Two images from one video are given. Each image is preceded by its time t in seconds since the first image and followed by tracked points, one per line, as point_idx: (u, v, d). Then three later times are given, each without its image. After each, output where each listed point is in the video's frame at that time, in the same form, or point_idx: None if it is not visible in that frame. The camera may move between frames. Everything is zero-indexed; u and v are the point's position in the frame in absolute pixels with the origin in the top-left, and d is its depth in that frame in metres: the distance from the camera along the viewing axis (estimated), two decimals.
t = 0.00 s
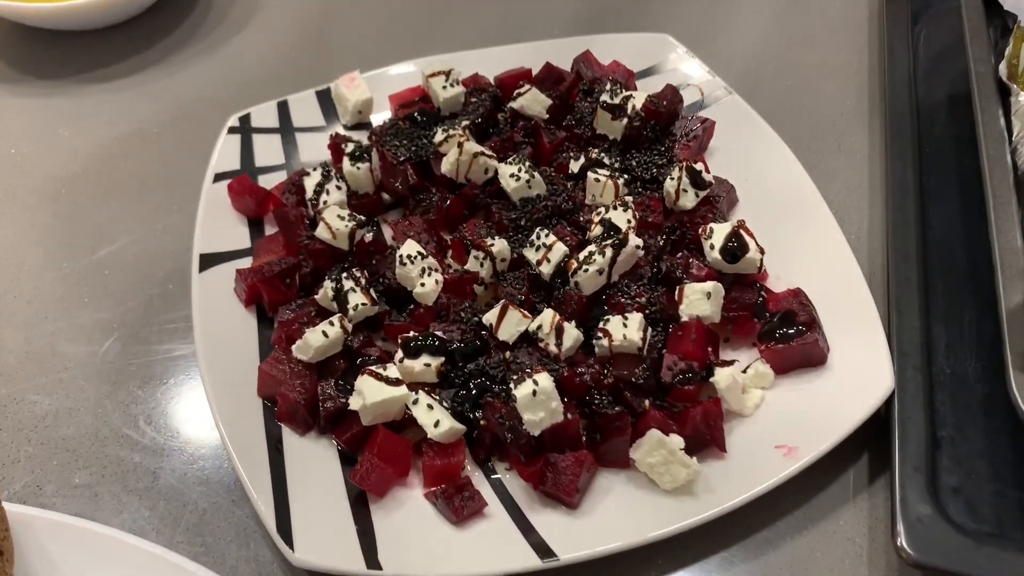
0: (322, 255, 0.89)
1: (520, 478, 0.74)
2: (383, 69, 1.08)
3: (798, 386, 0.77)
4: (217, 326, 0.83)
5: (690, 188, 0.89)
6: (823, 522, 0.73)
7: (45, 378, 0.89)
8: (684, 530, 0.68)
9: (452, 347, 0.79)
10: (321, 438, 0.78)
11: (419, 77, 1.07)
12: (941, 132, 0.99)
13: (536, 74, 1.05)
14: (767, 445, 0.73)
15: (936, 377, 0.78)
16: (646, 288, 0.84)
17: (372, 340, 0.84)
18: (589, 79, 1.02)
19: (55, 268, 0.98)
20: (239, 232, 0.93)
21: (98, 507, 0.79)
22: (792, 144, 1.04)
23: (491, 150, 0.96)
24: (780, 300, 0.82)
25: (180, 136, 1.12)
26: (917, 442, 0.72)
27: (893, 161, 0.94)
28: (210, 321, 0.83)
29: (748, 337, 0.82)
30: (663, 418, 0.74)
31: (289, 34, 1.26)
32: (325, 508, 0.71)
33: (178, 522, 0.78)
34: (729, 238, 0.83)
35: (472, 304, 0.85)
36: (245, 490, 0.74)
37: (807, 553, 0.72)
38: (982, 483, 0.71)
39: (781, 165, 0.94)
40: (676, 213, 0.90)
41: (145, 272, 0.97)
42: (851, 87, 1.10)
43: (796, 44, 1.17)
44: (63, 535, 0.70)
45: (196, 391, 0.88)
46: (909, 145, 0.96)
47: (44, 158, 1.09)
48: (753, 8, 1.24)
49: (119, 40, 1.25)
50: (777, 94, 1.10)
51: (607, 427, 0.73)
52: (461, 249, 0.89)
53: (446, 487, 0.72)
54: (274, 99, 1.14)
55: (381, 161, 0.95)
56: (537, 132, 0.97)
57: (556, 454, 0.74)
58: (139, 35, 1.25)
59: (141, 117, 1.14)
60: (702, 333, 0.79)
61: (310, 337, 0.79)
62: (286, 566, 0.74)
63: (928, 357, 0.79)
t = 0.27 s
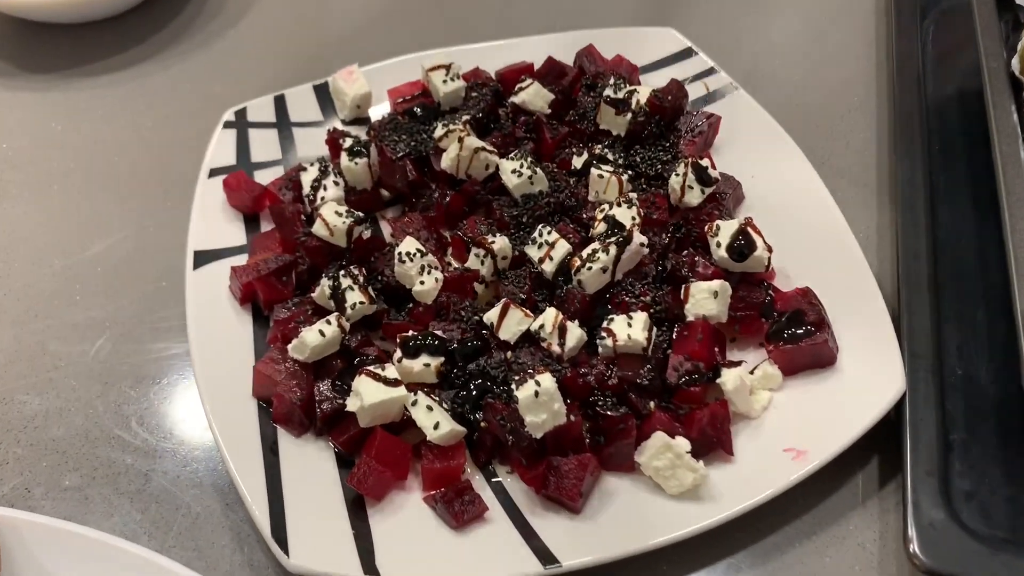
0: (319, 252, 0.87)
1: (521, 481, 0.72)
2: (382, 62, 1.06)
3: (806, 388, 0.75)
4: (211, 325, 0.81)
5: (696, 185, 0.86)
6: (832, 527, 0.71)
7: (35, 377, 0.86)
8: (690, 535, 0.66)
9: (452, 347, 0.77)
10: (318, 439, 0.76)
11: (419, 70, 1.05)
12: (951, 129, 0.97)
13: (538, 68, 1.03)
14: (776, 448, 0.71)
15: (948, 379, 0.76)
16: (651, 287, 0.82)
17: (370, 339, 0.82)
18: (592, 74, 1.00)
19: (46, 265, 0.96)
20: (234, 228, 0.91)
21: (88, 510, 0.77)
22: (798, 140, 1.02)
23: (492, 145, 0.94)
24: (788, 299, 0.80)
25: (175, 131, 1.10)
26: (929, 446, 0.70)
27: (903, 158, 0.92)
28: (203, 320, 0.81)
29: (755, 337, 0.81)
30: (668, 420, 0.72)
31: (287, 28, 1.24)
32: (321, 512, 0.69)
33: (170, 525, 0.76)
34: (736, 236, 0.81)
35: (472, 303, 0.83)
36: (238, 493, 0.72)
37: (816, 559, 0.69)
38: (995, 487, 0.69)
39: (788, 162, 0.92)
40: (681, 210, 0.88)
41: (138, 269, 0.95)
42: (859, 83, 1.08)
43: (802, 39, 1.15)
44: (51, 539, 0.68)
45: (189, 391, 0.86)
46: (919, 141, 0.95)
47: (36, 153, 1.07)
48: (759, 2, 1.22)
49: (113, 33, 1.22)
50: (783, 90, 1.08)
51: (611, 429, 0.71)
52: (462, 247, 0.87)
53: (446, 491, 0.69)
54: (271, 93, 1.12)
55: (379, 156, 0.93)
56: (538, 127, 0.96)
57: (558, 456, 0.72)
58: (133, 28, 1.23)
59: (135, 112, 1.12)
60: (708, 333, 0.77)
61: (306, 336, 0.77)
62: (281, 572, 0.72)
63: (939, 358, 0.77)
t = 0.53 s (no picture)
0: (312, 249, 0.85)
1: (520, 485, 0.70)
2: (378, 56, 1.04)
3: (814, 390, 0.73)
4: (201, 323, 0.79)
5: (700, 181, 0.84)
6: (841, 533, 0.69)
7: (20, 376, 0.84)
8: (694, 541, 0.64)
9: (449, 346, 0.75)
10: (309, 441, 0.73)
11: (416, 64, 1.03)
12: (960, 125, 0.95)
13: (538, 62, 1.01)
14: (783, 451, 0.69)
15: (961, 380, 0.74)
16: (654, 285, 0.80)
17: (365, 338, 0.79)
18: (594, 68, 0.98)
19: (33, 262, 0.93)
20: (225, 224, 0.88)
21: (73, 514, 0.74)
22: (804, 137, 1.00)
23: (491, 140, 0.92)
24: (795, 298, 0.77)
25: (167, 126, 1.07)
26: (942, 449, 0.68)
27: (912, 154, 0.90)
28: (193, 319, 0.79)
29: (761, 337, 0.78)
30: (672, 422, 0.70)
31: (283, 23, 1.22)
32: (311, 516, 0.67)
33: (157, 530, 0.73)
34: (742, 233, 0.79)
35: (470, 301, 0.80)
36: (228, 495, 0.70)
37: (824, 566, 0.67)
38: (1010, 493, 0.66)
39: (793, 158, 0.90)
40: (685, 207, 0.86)
41: (128, 266, 0.93)
42: (865, 78, 1.06)
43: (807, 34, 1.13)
44: (33, 544, 0.66)
45: (179, 391, 0.83)
46: (928, 137, 0.92)
47: (25, 147, 1.05)
48: None
49: (106, 27, 1.20)
50: (787, 86, 1.06)
51: (612, 431, 0.69)
52: (459, 244, 0.85)
53: (442, 495, 0.67)
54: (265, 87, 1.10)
55: (375, 151, 0.91)
56: (539, 122, 0.93)
57: (558, 459, 0.69)
58: (126, 22, 1.21)
59: (126, 106, 1.10)
60: (713, 332, 0.74)
61: (298, 335, 0.74)
62: None
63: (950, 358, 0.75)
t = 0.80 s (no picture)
0: (297, 236, 0.82)
1: (511, 478, 0.67)
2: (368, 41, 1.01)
3: (816, 379, 0.70)
4: (183, 313, 0.76)
5: (698, 166, 0.82)
6: (845, 528, 0.66)
7: None
8: (692, 536, 0.61)
9: (438, 335, 0.72)
10: (293, 433, 0.70)
11: (407, 49, 1.00)
12: (965, 111, 0.93)
13: (532, 47, 0.98)
14: (785, 442, 0.66)
15: (968, 370, 0.71)
16: (651, 273, 0.77)
17: (352, 328, 0.77)
18: (589, 52, 0.96)
19: (12, 251, 0.91)
20: (209, 212, 0.86)
21: (48, 509, 0.72)
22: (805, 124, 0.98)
23: (484, 125, 0.90)
24: (797, 285, 0.75)
25: (153, 114, 1.05)
26: (949, 440, 0.65)
27: (916, 139, 0.88)
28: (174, 307, 0.76)
29: (761, 326, 0.76)
30: (670, 413, 0.68)
31: (272, 10, 1.20)
32: (293, 511, 0.64)
33: (135, 526, 0.70)
34: (741, 219, 0.76)
35: (460, 290, 0.78)
36: (209, 490, 0.68)
37: (828, 562, 0.64)
38: (1019, 486, 0.64)
39: (794, 144, 0.88)
40: (682, 193, 0.84)
41: (110, 255, 0.90)
42: (866, 65, 1.04)
43: (807, 21, 1.11)
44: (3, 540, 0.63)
45: (160, 383, 0.81)
46: (932, 123, 0.90)
47: (5, 134, 1.02)
48: None
49: (91, 14, 1.18)
50: (787, 73, 1.04)
51: (607, 422, 0.67)
52: (450, 232, 0.82)
53: (430, 488, 0.64)
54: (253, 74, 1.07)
55: (364, 137, 0.89)
56: (532, 107, 0.91)
57: (551, 452, 0.66)
58: (112, 9, 1.19)
59: (111, 94, 1.07)
60: (712, 321, 0.72)
61: (281, 324, 0.72)
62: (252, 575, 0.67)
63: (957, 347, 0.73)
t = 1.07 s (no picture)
0: (279, 227, 0.81)
1: (498, 473, 0.65)
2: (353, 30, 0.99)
3: (809, 370, 0.69)
4: (163, 306, 0.75)
5: (689, 154, 0.81)
6: (840, 522, 0.65)
7: None
8: (683, 531, 0.60)
9: (424, 327, 0.71)
10: (275, 429, 0.69)
11: (393, 38, 0.98)
12: (960, 99, 0.91)
13: (520, 35, 0.97)
14: (777, 435, 0.65)
15: (965, 360, 0.70)
16: (641, 263, 0.76)
17: (336, 321, 0.75)
18: (579, 40, 0.94)
19: None
20: (190, 204, 0.84)
21: (25, 508, 0.70)
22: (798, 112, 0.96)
23: (471, 114, 0.88)
24: (789, 275, 0.74)
25: (135, 105, 1.03)
26: (946, 431, 0.64)
27: (911, 127, 0.87)
28: (154, 301, 0.75)
29: (753, 317, 0.74)
30: (660, 406, 0.66)
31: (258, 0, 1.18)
32: (275, 508, 0.62)
33: (114, 524, 0.69)
34: (732, 208, 0.75)
35: (447, 281, 0.76)
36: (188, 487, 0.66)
37: (822, 557, 0.63)
38: (1017, 478, 0.62)
39: (788, 132, 0.86)
40: (674, 182, 0.82)
41: (90, 249, 0.89)
42: (861, 53, 1.02)
43: (800, 9, 1.09)
44: None
45: (140, 379, 0.79)
46: (928, 110, 0.89)
47: None
48: None
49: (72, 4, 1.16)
50: (780, 61, 1.03)
51: (596, 415, 0.65)
52: (436, 222, 0.80)
53: (415, 484, 0.63)
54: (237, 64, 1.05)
55: (349, 126, 0.87)
56: (520, 96, 0.89)
57: (538, 446, 0.65)
58: None
59: (93, 85, 1.05)
60: (703, 311, 0.70)
61: (262, 317, 0.70)
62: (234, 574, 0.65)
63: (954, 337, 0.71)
